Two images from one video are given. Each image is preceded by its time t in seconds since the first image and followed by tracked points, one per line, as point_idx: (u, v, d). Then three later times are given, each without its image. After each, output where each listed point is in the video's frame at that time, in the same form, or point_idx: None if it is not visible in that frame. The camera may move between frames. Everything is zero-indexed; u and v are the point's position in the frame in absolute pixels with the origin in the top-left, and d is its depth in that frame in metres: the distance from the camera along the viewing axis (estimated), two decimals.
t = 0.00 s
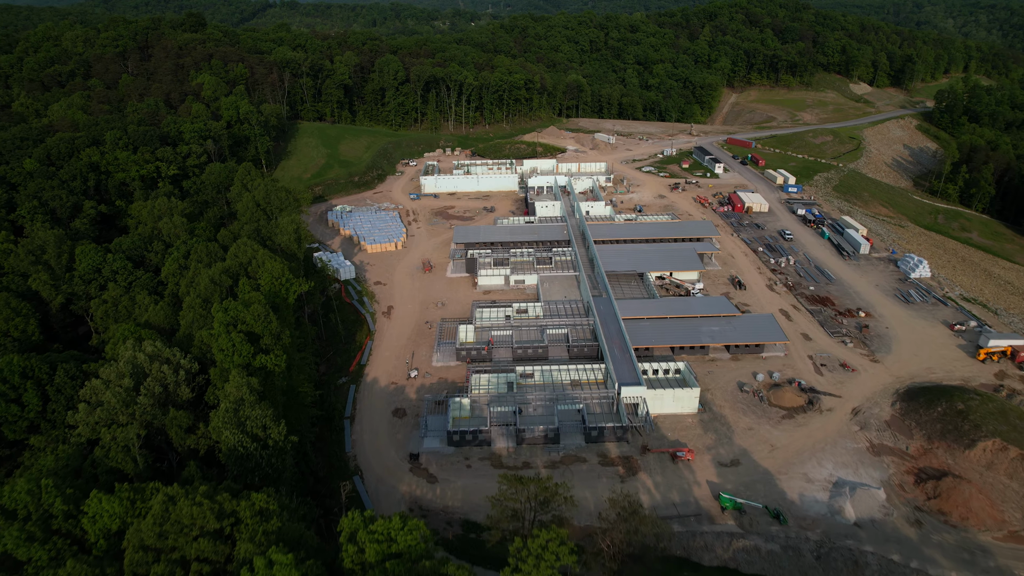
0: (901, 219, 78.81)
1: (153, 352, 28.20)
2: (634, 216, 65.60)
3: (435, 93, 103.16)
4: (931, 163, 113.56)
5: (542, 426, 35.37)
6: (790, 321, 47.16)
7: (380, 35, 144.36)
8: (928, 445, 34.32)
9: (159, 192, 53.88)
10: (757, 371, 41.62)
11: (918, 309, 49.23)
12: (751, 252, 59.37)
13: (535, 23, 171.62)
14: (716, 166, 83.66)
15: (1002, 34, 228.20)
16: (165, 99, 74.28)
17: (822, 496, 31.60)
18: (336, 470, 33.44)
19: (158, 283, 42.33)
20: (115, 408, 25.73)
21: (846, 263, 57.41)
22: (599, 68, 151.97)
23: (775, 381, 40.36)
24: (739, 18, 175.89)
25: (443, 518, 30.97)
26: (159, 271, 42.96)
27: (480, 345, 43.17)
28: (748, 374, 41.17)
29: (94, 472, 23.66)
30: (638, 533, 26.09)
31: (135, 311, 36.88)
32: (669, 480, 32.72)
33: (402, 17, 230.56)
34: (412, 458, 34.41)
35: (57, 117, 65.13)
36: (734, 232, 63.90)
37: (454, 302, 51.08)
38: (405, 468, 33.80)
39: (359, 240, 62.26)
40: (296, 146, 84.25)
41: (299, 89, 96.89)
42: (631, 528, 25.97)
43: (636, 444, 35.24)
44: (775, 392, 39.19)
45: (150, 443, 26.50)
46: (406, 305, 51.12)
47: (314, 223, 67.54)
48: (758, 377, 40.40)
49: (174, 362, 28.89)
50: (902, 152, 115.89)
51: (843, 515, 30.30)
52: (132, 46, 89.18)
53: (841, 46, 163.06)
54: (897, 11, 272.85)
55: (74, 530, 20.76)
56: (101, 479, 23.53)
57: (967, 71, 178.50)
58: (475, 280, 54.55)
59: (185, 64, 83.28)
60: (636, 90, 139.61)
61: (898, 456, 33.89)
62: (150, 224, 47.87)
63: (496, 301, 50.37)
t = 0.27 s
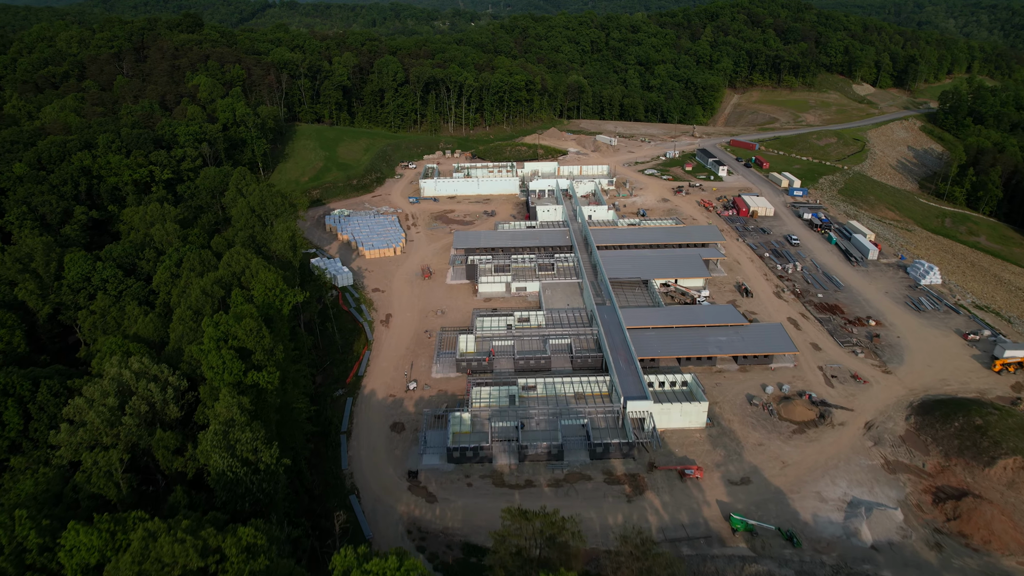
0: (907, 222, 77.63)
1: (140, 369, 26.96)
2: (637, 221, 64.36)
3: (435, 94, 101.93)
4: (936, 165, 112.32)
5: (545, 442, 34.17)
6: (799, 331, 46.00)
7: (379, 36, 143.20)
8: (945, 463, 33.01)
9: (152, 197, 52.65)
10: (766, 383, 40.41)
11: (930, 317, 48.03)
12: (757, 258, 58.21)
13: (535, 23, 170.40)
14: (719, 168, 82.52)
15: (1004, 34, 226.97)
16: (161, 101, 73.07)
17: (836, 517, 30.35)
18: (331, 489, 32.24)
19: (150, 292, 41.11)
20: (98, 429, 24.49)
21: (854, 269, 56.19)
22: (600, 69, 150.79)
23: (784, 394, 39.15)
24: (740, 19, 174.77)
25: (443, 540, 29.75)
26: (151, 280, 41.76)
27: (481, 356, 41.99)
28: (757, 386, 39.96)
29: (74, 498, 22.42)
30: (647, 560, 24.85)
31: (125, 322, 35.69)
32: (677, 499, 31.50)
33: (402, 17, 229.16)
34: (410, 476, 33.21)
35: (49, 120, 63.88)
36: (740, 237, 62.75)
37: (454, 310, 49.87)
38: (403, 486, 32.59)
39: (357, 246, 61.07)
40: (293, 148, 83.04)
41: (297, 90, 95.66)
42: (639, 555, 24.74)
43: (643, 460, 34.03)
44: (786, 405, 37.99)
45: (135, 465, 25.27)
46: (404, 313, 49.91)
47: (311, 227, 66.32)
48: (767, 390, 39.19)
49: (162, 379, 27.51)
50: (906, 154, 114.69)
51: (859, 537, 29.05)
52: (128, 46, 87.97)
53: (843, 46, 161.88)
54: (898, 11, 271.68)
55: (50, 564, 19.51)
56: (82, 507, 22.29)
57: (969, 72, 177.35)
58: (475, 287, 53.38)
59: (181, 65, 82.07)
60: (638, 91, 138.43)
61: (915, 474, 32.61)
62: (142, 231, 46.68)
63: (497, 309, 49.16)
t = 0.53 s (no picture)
0: (915, 226, 76.40)
1: (125, 386, 25.64)
2: (641, 226, 63.13)
3: (435, 95, 100.68)
4: (941, 167, 111.08)
5: (548, 459, 32.93)
6: (809, 340, 44.81)
7: (378, 36, 142.02)
8: (965, 481, 31.75)
9: (145, 203, 51.42)
10: (776, 396, 39.17)
11: (942, 325, 46.78)
12: (764, 264, 57.05)
13: (535, 23, 169.17)
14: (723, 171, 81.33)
15: (1005, 34, 225.75)
16: (155, 103, 71.82)
17: (853, 539, 29.11)
18: (327, 508, 31.01)
19: (140, 302, 39.85)
20: (80, 453, 23.18)
21: (863, 275, 54.96)
22: (601, 70, 149.63)
23: (795, 407, 37.92)
24: (742, 19, 173.64)
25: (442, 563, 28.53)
26: (142, 288, 40.51)
27: (481, 367, 40.78)
28: (766, 399, 38.73)
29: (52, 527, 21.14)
30: None
31: (114, 334, 34.45)
32: (686, 520, 30.27)
33: (402, 17, 227.80)
34: (409, 495, 32.00)
35: (41, 122, 62.60)
36: (745, 242, 61.59)
37: (454, 318, 48.65)
38: (401, 506, 31.36)
39: (355, 251, 59.85)
40: (291, 150, 81.82)
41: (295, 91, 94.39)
42: None
43: (650, 478, 32.85)
44: (797, 419, 36.76)
45: (119, 489, 23.99)
46: (403, 321, 48.68)
47: (308, 232, 65.07)
48: (777, 403, 37.94)
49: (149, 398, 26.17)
50: (911, 156, 113.46)
51: (878, 562, 27.79)
52: (123, 47, 86.76)
53: (846, 47, 160.69)
54: (899, 11, 270.47)
55: None
56: (61, 537, 21.00)
57: (973, 72, 176.17)
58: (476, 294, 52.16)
59: (177, 67, 80.84)
60: (639, 92, 137.20)
61: (933, 493, 31.37)
62: (134, 238, 45.45)
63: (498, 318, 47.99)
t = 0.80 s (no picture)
0: (922, 230, 75.20)
1: (108, 406, 24.31)
2: (644, 230, 61.93)
3: (434, 96, 99.44)
4: (946, 169, 109.83)
5: (552, 477, 31.71)
6: (818, 350, 43.63)
7: (377, 37, 140.82)
8: (985, 501, 30.51)
9: (137, 208, 50.18)
10: (786, 409, 37.96)
11: (955, 334, 45.55)
12: (770, 270, 55.90)
13: (536, 23, 168.00)
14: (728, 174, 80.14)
15: (1007, 35, 224.45)
16: (150, 104, 70.60)
17: (870, 564, 27.91)
18: (321, 530, 29.78)
19: (130, 312, 38.63)
20: (59, 479, 21.87)
21: (872, 282, 53.76)
22: (602, 70, 148.45)
23: (806, 421, 36.71)
24: (744, 19, 172.52)
25: None
26: (132, 298, 39.25)
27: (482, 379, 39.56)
28: (776, 413, 37.51)
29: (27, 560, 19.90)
30: None
31: (101, 347, 33.17)
32: (696, 543, 29.06)
33: (401, 17, 226.47)
34: (407, 515, 30.78)
35: (33, 125, 61.36)
36: (751, 247, 60.47)
37: (454, 326, 47.44)
38: (399, 527, 30.15)
39: (353, 257, 58.64)
40: (288, 153, 80.60)
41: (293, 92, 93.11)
42: None
43: (657, 497, 31.64)
44: (809, 434, 35.54)
45: (101, 516, 22.74)
46: (402, 330, 47.46)
47: (305, 237, 63.86)
48: (788, 417, 36.74)
49: (134, 419, 24.84)
50: (915, 158, 112.21)
51: None
52: (118, 48, 85.53)
53: (849, 47, 159.44)
54: (900, 11, 269.26)
55: None
56: (37, 571, 19.74)
57: (976, 73, 174.98)
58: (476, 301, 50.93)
59: (172, 68, 79.60)
60: (641, 93, 135.97)
61: (952, 514, 30.14)
62: (125, 244, 44.21)
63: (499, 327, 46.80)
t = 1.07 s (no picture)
0: (929, 233, 74.01)
1: (89, 428, 22.98)
2: (648, 235, 60.72)
3: (434, 98, 98.23)
4: (951, 171, 108.59)
5: (555, 497, 30.53)
6: (828, 360, 42.47)
7: (376, 37, 139.56)
8: (1009, 522, 29.27)
9: (129, 214, 48.92)
10: (797, 423, 36.76)
11: (969, 344, 44.34)
12: (777, 276, 54.76)
13: (536, 23, 166.77)
14: (731, 176, 78.96)
15: (1008, 34, 223.23)
16: (144, 106, 69.32)
17: None
18: (316, 552, 28.60)
19: (120, 322, 37.35)
20: (36, 508, 20.58)
21: (881, 289, 52.54)
22: (603, 71, 147.24)
23: (818, 436, 35.54)
24: (746, 19, 171.36)
25: None
26: (122, 307, 38.00)
27: (484, 392, 38.38)
28: (787, 427, 36.33)
29: None
30: None
31: (87, 360, 31.93)
32: (706, 566, 27.86)
33: (401, 17, 225.08)
34: (405, 536, 29.58)
35: (24, 127, 60.05)
36: (757, 252, 59.33)
37: (454, 335, 46.23)
38: (397, 550, 28.95)
39: (350, 262, 57.42)
40: (285, 155, 79.39)
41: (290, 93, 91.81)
42: None
43: (666, 518, 30.43)
44: (821, 449, 34.39)
45: (81, 544, 21.49)
46: (400, 339, 46.25)
47: (302, 242, 62.66)
48: (799, 431, 35.56)
49: (118, 441, 23.54)
50: (920, 160, 110.97)
51: None
52: (113, 49, 84.22)
53: (852, 48, 158.22)
54: (900, 11, 268.27)
55: None
56: None
57: (979, 73, 173.92)
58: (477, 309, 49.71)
59: (168, 69, 78.32)
60: (642, 94, 134.73)
61: (973, 536, 28.94)
62: (115, 251, 42.92)
63: (500, 336, 45.61)
